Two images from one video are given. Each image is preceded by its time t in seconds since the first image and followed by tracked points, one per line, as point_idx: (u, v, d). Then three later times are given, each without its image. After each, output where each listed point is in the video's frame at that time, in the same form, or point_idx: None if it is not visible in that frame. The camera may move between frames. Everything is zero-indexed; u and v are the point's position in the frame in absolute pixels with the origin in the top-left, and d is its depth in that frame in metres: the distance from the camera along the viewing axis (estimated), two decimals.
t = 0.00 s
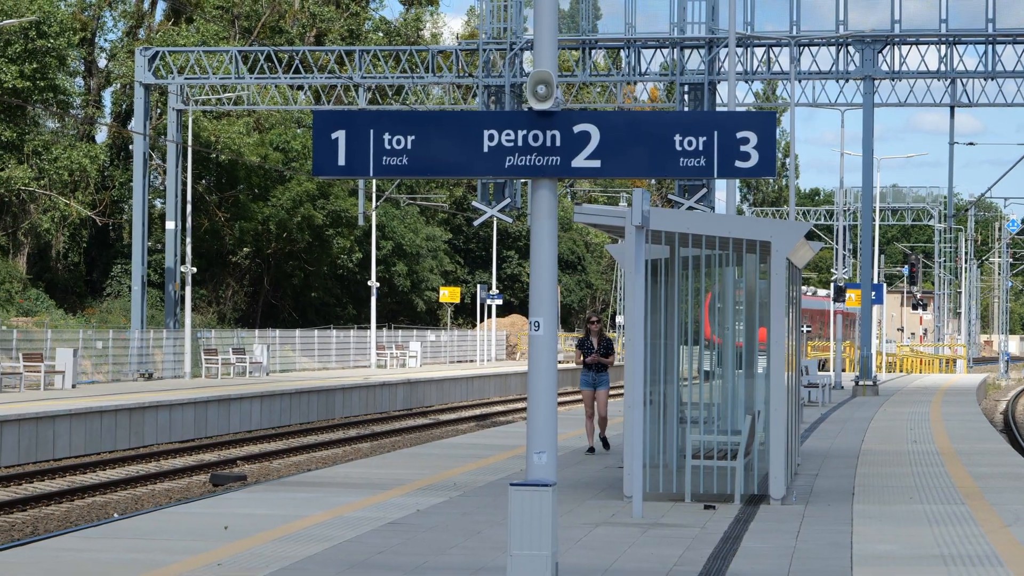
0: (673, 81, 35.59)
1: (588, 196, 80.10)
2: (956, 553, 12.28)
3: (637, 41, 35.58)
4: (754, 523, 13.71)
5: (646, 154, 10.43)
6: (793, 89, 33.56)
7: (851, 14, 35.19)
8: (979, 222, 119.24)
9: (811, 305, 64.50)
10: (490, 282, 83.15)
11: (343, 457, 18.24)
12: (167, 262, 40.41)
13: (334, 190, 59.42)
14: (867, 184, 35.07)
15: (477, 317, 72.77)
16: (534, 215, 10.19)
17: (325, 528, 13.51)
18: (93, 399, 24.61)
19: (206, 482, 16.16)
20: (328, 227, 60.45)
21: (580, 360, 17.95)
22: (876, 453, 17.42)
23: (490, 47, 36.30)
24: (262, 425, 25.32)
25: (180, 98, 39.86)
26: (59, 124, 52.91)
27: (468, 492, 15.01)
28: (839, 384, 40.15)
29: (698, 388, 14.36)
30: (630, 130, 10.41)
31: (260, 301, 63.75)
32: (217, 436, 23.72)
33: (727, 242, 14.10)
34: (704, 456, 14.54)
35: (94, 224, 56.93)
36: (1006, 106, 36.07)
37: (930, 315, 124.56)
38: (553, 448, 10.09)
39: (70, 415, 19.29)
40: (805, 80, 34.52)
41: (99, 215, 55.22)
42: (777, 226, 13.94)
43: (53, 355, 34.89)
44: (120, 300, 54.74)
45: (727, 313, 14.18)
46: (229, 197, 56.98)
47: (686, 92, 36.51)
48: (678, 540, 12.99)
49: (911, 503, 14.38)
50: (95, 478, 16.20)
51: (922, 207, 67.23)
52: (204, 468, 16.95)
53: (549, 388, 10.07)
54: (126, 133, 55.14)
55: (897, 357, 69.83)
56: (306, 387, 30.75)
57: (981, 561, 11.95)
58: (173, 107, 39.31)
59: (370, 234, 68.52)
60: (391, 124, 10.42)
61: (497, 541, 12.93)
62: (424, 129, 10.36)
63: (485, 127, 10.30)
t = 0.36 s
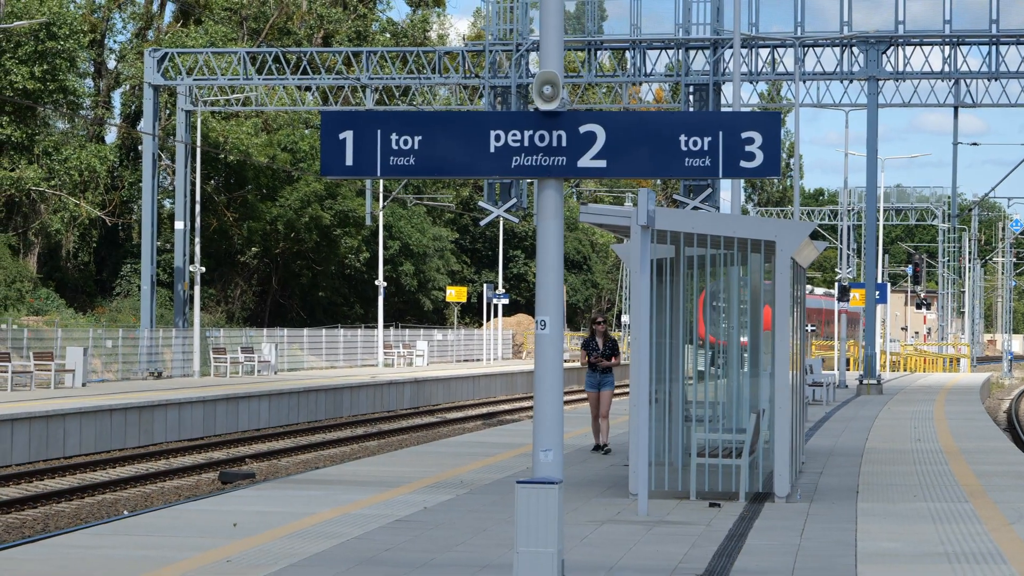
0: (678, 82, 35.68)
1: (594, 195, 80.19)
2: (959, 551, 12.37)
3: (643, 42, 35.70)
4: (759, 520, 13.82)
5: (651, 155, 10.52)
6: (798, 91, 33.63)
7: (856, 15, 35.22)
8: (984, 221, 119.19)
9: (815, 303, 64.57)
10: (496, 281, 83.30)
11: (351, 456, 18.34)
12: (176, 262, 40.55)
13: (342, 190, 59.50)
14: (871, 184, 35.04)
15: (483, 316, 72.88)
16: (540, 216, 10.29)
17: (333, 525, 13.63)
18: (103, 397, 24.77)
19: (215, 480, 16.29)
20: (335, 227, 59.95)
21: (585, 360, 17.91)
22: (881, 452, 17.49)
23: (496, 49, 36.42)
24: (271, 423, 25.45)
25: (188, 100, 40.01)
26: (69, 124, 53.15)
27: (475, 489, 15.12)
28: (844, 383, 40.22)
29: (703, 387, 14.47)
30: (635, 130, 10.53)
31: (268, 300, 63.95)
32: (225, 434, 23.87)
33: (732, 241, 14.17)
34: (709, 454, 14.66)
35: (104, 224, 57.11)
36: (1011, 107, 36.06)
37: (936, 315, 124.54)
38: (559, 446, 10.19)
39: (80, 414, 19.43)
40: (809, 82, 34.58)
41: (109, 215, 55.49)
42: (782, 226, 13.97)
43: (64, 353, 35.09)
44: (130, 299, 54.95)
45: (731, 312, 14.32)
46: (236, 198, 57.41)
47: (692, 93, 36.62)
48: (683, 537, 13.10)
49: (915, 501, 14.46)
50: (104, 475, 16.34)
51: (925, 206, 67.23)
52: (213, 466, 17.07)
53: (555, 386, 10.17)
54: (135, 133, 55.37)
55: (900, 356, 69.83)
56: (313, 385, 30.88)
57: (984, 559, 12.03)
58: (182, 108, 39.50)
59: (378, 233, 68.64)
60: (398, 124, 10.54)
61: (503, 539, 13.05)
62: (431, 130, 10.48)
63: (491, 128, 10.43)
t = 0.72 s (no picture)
0: (685, 81, 35.81)
1: (602, 195, 80.31)
2: (965, 548, 12.45)
3: (650, 42, 35.79)
4: (766, 517, 13.92)
5: (658, 154, 10.62)
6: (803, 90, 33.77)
7: (862, 15, 35.37)
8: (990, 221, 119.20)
9: (821, 303, 64.64)
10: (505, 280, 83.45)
11: (360, 453, 18.45)
12: (187, 262, 40.77)
13: (351, 190, 59.69)
14: (877, 183, 35.11)
15: (491, 315, 73.02)
16: (549, 215, 10.36)
17: (343, 522, 13.74)
18: (114, 396, 24.91)
19: (226, 477, 16.40)
20: (345, 227, 60.22)
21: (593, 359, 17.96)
22: (887, 450, 17.57)
23: (505, 49, 36.59)
24: (281, 421, 25.58)
25: (199, 100, 40.24)
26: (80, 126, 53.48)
27: (483, 487, 15.22)
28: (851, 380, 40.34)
29: (710, 384, 14.58)
30: (643, 129, 10.64)
31: (278, 299, 64.17)
32: (236, 432, 23.99)
33: (739, 241, 14.29)
34: (716, 452, 14.77)
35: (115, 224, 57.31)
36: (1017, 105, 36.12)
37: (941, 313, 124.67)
38: (567, 443, 10.27)
39: (92, 412, 19.56)
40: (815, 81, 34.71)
41: (120, 215, 55.69)
42: (788, 225, 14.12)
43: (76, 352, 35.33)
44: (142, 298, 55.18)
45: (739, 310, 14.41)
46: (248, 197, 57.66)
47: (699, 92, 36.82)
48: (691, 534, 13.19)
49: (922, 498, 14.55)
50: (115, 473, 16.46)
51: (931, 206, 67.26)
52: (224, 464, 17.17)
53: (564, 382, 10.26)
54: (147, 134, 55.65)
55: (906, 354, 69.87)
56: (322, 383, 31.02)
57: (991, 555, 12.13)
58: (193, 108, 39.79)
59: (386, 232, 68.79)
60: (407, 124, 10.65)
61: (512, 536, 13.15)
62: (440, 130, 10.58)
63: (499, 127, 10.50)
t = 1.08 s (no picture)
0: (694, 80, 35.89)
1: (611, 194, 80.32)
2: (973, 545, 12.54)
3: (659, 42, 35.87)
4: (775, 514, 14.01)
5: (668, 154, 10.41)
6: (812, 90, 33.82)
7: (869, 14, 35.39)
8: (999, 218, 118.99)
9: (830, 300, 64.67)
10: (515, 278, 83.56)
11: (371, 450, 18.55)
12: (199, 260, 40.93)
13: (362, 190, 59.90)
14: (885, 181, 35.10)
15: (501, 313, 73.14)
16: (557, 213, 10.38)
17: (353, 519, 13.84)
18: (127, 393, 25.07)
19: (238, 475, 16.50)
20: (356, 226, 60.75)
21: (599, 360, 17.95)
22: (895, 447, 17.64)
23: (514, 49, 36.69)
24: (292, 418, 25.71)
25: (211, 100, 40.40)
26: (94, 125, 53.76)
27: (493, 484, 15.32)
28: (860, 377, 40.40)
29: (719, 381, 14.71)
30: (652, 128, 10.44)
31: (289, 297, 64.37)
32: (248, 429, 24.12)
33: (748, 239, 14.41)
34: (725, 449, 14.87)
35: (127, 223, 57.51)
36: None
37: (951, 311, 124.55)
38: (577, 441, 10.35)
39: (105, 409, 19.70)
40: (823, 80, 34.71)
41: (133, 214, 55.86)
42: (797, 224, 14.21)
43: (89, 350, 35.54)
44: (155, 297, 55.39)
45: (748, 308, 14.55)
46: (259, 196, 57.78)
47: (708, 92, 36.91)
48: (699, 531, 13.29)
49: (929, 495, 14.64)
50: (128, 470, 16.58)
51: (939, 205, 67.16)
52: (236, 461, 17.28)
53: (573, 380, 10.32)
54: (159, 134, 55.86)
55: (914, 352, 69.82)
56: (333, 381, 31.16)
57: (998, 552, 12.21)
58: (204, 108, 39.92)
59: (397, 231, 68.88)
60: (416, 123, 10.48)
61: (521, 532, 13.26)
62: (449, 129, 10.43)
63: (509, 126, 10.34)
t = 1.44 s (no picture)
0: (704, 80, 35.93)
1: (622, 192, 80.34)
2: (982, 541, 12.62)
3: (669, 41, 35.93)
4: (784, 511, 14.10)
5: (678, 152, 10.71)
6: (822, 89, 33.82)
7: (879, 14, 35.40)
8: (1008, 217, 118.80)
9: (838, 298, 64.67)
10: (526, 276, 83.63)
11: (384, 448, 18.66)
12: (212, 258, 41.06)
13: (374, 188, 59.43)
14: (894, 179, 35.10)
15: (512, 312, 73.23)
16: (568, 211, 10.59)
17: (365, 515, 13.94)
18: (140, 391, 25.22)
19: (251, 472, 16.62)
20: (369, 224, 60.36)
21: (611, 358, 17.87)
22: (904, 444, 17.73)
23: (525, 48, 36.75)
24: (305, 415, 25.83)
25: (223, 99, 40.56)
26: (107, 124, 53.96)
27: (505, 481, 15.42)
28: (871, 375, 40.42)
29: (729, 380, 14.77)
30: (663, 127, 10.73)
31: (302, 295, 64.51)
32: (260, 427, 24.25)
33: (758, 237, 14.43)
34: (735, 446, 14.96)
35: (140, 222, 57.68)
36: None
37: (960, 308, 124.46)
38: (587, 438, 10.43)
39: (119, 407, 19.84)
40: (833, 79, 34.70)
41: (147, 213, 56.01)
42: (806, 223, 14.28)
43: (102, 348, 35.71)
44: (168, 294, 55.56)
45: (758, 306, 14.55)
46: (272, 195, 57.86)
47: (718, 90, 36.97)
48: (710, 527, 13.38)
49: (938, 492, 14.72)
50: (142, 467, 16.71)
51: (948, 203, 67.06)
52: (249, 458, 17.40)
53: (584, 377, 10.41)
54: (172, 133, 56.03)
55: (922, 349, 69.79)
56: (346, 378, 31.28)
57: (1007, 549, 12.30)
58: (217, 107, 40.02)
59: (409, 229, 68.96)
60: (429, 123, 10.73)
61: (532, 529, 13.36)
62: (461, 129, 10.67)
63: (521, 126, 10.58)
